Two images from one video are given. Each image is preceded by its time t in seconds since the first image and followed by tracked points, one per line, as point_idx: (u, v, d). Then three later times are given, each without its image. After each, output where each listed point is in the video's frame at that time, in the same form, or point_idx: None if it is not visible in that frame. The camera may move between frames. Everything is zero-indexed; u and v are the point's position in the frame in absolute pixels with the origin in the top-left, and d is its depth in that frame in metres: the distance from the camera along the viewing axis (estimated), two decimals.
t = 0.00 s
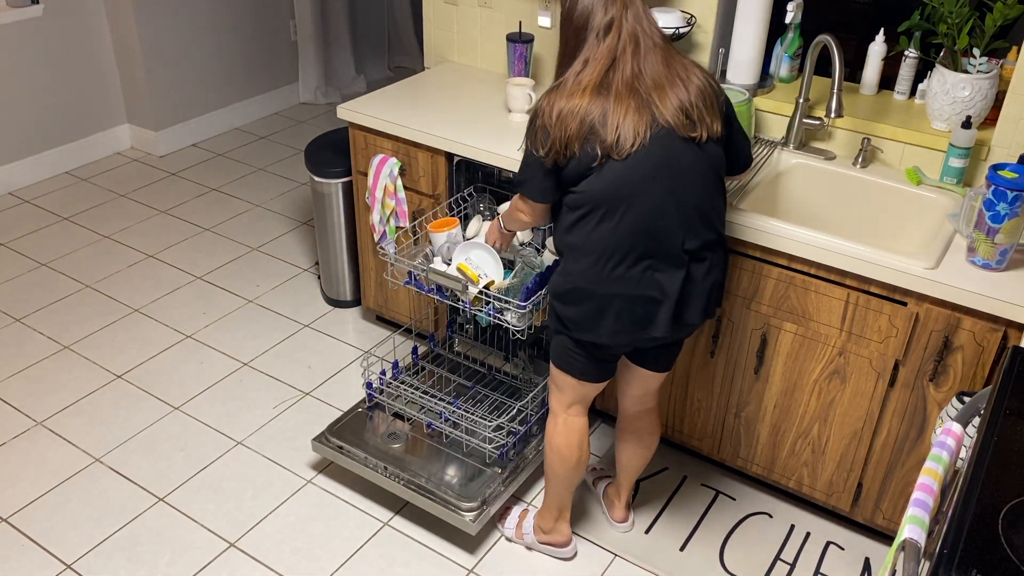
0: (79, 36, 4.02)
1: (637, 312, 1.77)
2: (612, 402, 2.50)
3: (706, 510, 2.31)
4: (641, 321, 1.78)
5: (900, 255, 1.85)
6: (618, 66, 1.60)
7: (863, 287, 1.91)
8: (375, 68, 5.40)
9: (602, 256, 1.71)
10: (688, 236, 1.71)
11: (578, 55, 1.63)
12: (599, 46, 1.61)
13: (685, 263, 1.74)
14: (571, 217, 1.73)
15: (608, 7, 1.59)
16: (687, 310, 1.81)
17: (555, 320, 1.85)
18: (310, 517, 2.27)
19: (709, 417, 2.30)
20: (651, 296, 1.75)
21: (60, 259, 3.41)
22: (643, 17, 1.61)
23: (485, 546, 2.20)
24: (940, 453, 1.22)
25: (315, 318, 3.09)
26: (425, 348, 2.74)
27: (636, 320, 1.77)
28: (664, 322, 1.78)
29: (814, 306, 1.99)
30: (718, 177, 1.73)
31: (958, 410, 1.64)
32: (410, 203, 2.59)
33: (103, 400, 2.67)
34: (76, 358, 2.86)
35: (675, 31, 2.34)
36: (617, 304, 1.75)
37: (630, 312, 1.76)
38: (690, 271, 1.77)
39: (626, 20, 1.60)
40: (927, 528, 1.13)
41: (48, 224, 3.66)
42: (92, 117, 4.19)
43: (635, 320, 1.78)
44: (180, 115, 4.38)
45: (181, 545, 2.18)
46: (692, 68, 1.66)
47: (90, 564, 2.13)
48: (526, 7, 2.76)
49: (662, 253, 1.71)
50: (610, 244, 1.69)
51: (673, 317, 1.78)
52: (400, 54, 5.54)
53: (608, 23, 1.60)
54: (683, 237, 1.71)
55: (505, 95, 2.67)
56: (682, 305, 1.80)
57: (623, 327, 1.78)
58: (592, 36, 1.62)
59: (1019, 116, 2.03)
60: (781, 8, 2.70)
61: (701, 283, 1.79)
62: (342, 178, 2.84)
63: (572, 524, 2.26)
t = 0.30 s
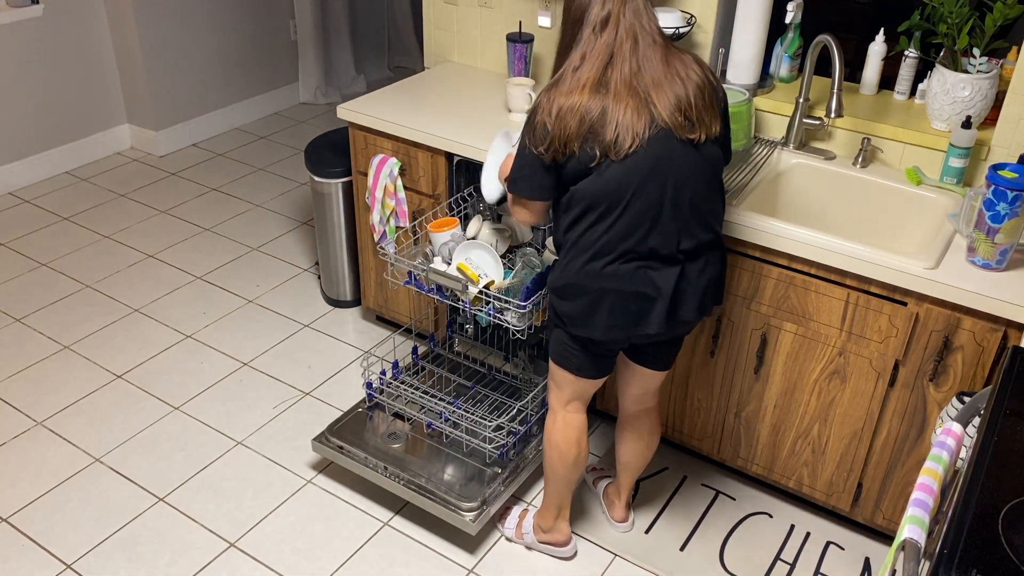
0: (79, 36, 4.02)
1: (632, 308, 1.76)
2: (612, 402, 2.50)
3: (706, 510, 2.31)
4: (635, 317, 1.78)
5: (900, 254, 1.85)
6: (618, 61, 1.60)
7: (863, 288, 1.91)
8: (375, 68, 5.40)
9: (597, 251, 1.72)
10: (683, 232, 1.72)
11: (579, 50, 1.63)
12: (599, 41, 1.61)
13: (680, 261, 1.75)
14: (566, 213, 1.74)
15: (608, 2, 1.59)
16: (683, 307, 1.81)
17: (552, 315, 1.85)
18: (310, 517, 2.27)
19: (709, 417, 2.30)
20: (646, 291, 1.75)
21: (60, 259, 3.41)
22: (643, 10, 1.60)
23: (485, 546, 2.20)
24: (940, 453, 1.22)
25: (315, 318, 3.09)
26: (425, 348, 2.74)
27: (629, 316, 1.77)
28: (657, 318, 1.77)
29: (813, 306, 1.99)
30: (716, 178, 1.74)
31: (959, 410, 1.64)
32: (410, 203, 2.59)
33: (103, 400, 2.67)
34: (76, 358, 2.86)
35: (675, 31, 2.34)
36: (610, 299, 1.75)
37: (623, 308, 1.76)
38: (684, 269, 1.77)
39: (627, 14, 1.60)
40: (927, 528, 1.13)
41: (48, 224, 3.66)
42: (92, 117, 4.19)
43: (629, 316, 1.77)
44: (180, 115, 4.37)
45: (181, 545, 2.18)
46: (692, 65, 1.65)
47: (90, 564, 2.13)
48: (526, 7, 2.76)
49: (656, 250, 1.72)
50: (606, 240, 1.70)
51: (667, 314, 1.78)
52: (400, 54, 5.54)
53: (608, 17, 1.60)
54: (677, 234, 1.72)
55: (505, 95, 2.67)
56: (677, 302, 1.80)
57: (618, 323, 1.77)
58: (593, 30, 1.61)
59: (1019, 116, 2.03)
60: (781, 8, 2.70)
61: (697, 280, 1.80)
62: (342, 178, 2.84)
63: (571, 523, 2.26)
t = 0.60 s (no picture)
0: (79, 36, 4.02)
1: (624, 305, 1.77)
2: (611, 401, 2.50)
3: (706, 510, 2.31)
4: (628, 315, 1.78)
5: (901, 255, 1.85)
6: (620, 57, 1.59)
7: (863, 288, 1.91)
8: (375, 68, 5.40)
9: (592, 246, 1.72)
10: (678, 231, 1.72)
11: (583, 43, 1.63)
12: (603, 36, 1.61)
13: (674, 261, 1.75)
14: (564, 205, 1.74)
15: None
16: (676, 307, 1.80)
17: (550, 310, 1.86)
18: (310, 517, 2.27)
19: (709, 417, 2.31)
20: (638, 290, 1.75)
21: (60, 259, 3.41)
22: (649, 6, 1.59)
23: (485, 546, 2.20)
24: (940, 453, 1.22)
25: (315, 318, 3.09)
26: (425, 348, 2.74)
27: (623, 313, 1.77)
28: (649, 317, 1.77)
29: (813, 306, 1.99)
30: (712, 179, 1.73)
31: (958, 410, 1.64)
32: (410, 203, 2.59)
33: (103, 400, 2.67)
34: (76, 358, 2.86)
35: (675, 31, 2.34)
36: (604, 297, 1.76)
37: (617, 305, 1.76)
38: (678, 269, 1.77)
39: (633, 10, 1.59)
40: (927, 528, 1.13)
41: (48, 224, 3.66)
42: (92, 117, 4.19)
43: (622, 313, 1.78)
44: (180, 115, 4.38)
45: (181, 546, 2.18)
46: (698, 65, 1.63)
47: (90, 564, 2.13)
48: (526, 7, 2.76)
49: (651, 250, 1.72)
50: (601, 237, 1.71)
51: (660, 312, 1.77)
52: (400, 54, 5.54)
53: (613, 13, 1.59)
54: (672, 233, 1.71)
55: (505, 95, 2.66)
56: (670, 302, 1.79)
57: (611, 320, 1.78)
58: (598, 25, 1.62)
59: (1019, 116, 2.03)
60: (781, 8, 2.70)
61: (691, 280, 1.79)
62: (342, 178, 2.84)
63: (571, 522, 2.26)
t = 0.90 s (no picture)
0: (79, 36, 4.02)
1: (615, 310, 1.77)
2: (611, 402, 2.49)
3: (706, 510, 2.31)
4: (619, 319, 1.78)
5: (901, 255, 1.85)
6: (612, 56, 1.59)
7: (864, 287, 1.91)
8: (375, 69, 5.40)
9: (582, 249, 1.73)
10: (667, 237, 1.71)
11: (575, 44, 1.62)
12: (595, 36, 1.60)
13: (664, 266, 1.75)
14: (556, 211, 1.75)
15: None
16: (667, 312, 1.80)
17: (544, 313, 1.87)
18: (310, 517, 2.27)
19: (709, 417, 2.31)
20: (628, 294, 1.75)
21: (60, 259, 3.41)
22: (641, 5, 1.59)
23: (485, 546, 2.20)
24: (940, 453, 1.22)
25: (315, 318, 3.09)
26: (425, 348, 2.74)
27: (614, 317, 1.78)
28: (639, 322, 1.77)
29: (813, 306, 1.99)
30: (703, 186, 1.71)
31: (958, 410, 1.64)
32: (410, 203, 2.59)
33: (103, 400, 2.67)
34: (76, 358, 2.86)
35: (675, 31, 2.34)
36: (595, 300, 1.76)
37: (608, 310, 1.77)
38: (668, 276, 1.76)
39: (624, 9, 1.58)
40: (927, 528, 1.13)
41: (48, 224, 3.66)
42: (92, 117, 4.19)
43: (613, 317, 1.78)
44: (180, 115, 4.38)
45: (181, 546, 2.18)
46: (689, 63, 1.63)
47: (90, 564, 2.13)
48: (526, 7, 2.76)
49: (640, 254, 1.72)
50: (591, 240, 1.71)
51: (650, 317, 1.77)
52: (400, 54, 5.54)
53: (604, 12, 1.59)
54: (663, 238, 1.71)
55: (505, 95, 2.67)
56: (661, 307, 1.79)
57: (601, 324, 1.78)
58: (590, 25, 1.61)
59: (1019, 116, 2.03)
60: (781, 8, 2.70)
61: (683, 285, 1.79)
62: (342, 178, 2.84)
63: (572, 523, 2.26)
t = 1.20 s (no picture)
0: (79, 36, 4.02)
1: (599, 321, 1.77)
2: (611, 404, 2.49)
3: (706, 510, 2.31)
4: (603, 329, 1.78)
5: (901, 255, 1.85)
6: (582, 62, 1.57)
7: (863, 287, 1.91)
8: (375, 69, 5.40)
9: (566, 266, 1.71)
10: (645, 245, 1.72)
11: (540, 52, 1.60)
12: (559, 42, 1.58)
13: (644, 273, 1.75)
14: (533, 229, 1.71)
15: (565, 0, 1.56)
16: (650, 318, 1.81)
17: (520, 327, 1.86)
18: (310, 517, 2.27)
19: (709, 417, 2.31)
20: (610, 303, 1.75)
21: (60, 259, 3.41)
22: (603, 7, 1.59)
23: (485, 546, 2.20)
24: (940, 453, 1.22)
25: (315, 318, 3.09)
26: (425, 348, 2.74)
27: (599, 329, 1.78)
28: (624, 330, 1.78)
29: (814, 306, 1.99)
30: (675, 193, 1.72)
31: (959, 410, 1.64)
32: (410, 204, 2.59)
33: (103, 400, 2.67)
34: (76, 358, 2.86)
35: (675, 31, 2.34)
36: (579, 314, 1.76)
37: (592, 322, 1.77)
38: (648, 284, 1.78)
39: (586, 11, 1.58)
40: (927, 528, 1.13)
41: (48, 224, 3.66)
42: (91, 117, 4.19)
43: (597, 329, 1.78)
44: (180, 115, 4.37)
45: (181, 546, 2.18)
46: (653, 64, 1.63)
47: (90, 564, 2.13)
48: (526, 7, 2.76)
49: (621, 264, 1.72)
50: (572, 256, 1.70)
51: (633, 325, 1.78)
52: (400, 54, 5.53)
53: (567, 17, 1.57)
54: (642, 246, 1.71)
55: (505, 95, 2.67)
56: (644, 314, 1.80)
57: (586, 336, 1.78)
58: (553, 30, 1.59)
59: (1020, 116, 2.03)
60: (781, 8, 2.70)
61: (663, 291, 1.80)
62: (342, 178, 2.84)
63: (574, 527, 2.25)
